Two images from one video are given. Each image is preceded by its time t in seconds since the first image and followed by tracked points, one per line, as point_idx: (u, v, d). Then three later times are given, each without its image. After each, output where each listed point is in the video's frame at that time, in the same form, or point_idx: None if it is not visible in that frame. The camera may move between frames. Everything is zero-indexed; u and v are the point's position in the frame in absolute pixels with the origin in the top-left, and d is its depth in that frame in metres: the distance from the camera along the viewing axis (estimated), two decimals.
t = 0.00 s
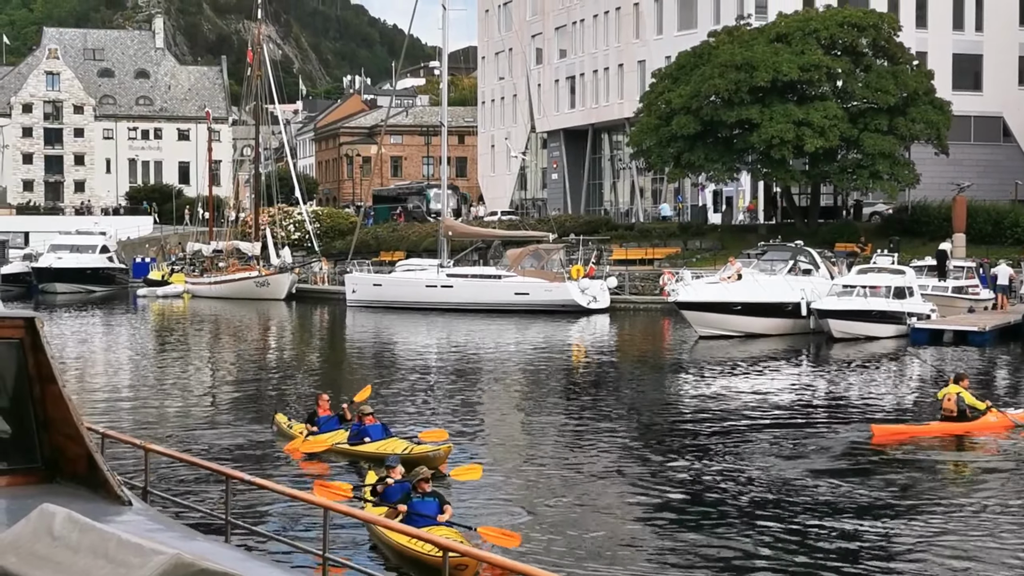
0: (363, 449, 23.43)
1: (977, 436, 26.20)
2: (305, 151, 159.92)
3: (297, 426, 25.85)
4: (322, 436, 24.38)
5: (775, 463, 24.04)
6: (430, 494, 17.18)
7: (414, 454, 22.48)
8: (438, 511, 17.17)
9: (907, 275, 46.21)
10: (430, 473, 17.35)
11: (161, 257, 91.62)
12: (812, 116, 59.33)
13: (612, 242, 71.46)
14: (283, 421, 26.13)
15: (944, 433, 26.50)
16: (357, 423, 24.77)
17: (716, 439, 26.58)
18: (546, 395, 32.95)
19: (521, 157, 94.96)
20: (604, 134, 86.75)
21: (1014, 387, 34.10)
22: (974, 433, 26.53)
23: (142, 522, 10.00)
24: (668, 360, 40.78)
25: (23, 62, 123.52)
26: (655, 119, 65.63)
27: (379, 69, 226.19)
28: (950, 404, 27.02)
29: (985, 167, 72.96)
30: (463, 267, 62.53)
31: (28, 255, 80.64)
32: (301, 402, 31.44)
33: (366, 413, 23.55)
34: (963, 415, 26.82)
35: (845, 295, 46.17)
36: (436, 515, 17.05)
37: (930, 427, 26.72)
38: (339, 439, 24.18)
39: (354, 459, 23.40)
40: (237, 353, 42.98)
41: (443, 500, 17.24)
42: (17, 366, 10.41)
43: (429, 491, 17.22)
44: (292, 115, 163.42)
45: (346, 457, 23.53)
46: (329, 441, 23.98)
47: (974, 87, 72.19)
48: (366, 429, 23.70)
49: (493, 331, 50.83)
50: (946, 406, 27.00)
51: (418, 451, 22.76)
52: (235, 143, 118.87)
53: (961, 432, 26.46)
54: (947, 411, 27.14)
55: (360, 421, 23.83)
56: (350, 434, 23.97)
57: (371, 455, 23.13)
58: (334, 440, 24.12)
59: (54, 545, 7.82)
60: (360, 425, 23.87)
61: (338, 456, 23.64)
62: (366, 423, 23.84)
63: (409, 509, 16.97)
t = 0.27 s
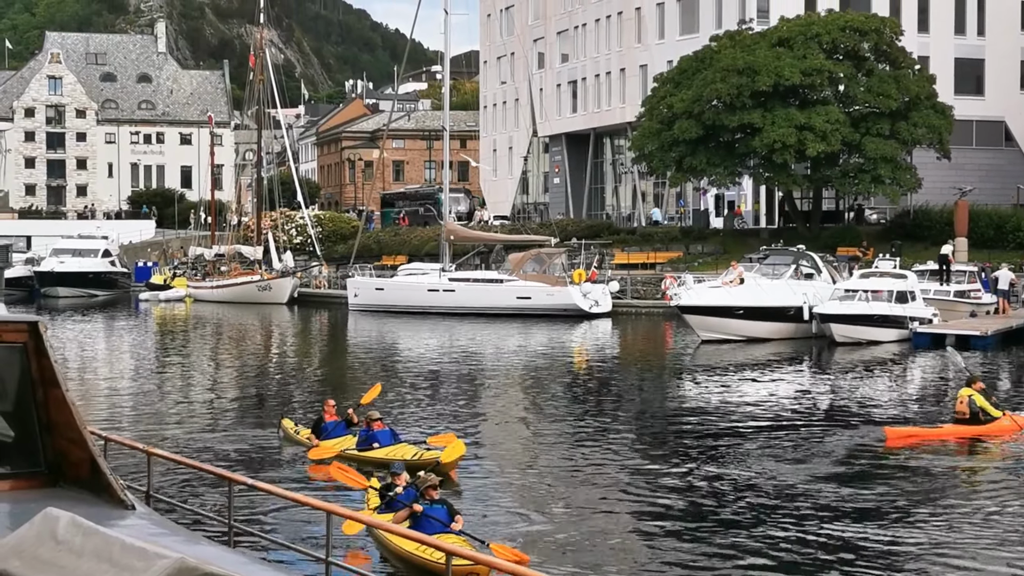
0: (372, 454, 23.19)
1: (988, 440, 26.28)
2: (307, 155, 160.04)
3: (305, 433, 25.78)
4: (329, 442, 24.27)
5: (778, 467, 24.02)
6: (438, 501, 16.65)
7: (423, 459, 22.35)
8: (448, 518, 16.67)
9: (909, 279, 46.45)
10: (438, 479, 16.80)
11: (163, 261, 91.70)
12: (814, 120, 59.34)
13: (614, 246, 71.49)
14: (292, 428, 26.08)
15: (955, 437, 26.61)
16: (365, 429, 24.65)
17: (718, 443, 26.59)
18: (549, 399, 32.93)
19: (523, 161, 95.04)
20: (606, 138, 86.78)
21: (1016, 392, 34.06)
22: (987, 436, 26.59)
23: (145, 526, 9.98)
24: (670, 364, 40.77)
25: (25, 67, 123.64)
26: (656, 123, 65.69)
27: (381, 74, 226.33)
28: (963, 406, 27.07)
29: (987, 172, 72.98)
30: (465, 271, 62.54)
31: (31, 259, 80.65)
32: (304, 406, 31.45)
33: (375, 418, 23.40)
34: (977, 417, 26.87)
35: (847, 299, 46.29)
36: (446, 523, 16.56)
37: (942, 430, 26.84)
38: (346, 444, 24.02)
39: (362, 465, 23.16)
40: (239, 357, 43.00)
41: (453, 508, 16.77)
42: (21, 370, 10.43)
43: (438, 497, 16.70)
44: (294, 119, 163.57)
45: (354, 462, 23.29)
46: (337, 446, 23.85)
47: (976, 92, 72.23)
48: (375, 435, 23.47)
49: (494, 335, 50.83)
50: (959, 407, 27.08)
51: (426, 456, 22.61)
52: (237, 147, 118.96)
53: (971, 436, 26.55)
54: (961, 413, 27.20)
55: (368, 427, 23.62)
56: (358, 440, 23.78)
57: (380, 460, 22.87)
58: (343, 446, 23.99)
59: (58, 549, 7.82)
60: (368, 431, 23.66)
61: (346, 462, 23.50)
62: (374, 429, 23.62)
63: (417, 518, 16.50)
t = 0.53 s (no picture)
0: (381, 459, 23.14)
1: (1006, 443, 26.62)
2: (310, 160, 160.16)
3: (310, 438, 25.79)
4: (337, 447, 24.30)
5: (779, 472, 24.00)
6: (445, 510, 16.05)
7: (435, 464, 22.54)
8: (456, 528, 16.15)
9: (912, 283, 46.33)
10: (442, 486, 16.11)
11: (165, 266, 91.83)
12: (816, 124, 59.35)
13: (616, 251, 71.50)
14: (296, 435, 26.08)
15: (972, 439, 26.87)
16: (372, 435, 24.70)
17: (720, 447, 26.59)
18: (551, 403, 32.94)
19: (525, 165, 95.11)
20: (608, 143, 86.82)
21: (1018, 396, 34.05)
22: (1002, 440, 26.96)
23: (148, 530, 9.95)
24: (672, 368, 40.73)
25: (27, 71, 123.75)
26: (658, 128, 65.73)
27: (383, 78, 226.54)
28: (977, 409, 27.42)
29: (989, 176, 72.98)
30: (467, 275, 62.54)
31: (33, 263, 80.73)
32: (305, 410, 31.47)
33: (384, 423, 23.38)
34: (992, 421, 27.24)
35: (850, 303, 46.14)
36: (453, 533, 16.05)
37: (958, 432, 27.09)
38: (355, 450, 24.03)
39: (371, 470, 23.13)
40: (241, 361, 43.02)
41: (460, 516, 16.20)
42: (24, 376, 10.38)
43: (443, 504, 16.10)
44: (296, 123, 163.71)
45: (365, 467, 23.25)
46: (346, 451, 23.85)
47: (978, 96, 72.25)
48: (384, 440, 23.43)
49: (496, 339, 50.83)
50: (974, 411, 27.43)
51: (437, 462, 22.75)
52: (239, 151, 119.05)
53: (987, 437, 26.89)
54: (975, 418, 27.53)
55: (378, 433, 23.56)
56: (366, 444, 23.77)
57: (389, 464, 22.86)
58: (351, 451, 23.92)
59: (62, 553, 7.82)
60: (377, 436, 23.60)
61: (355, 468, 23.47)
62: (383, 435, 23.57)
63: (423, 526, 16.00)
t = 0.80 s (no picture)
0: (389, 463, 22.70)
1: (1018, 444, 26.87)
2: (311, 162, 160.26)
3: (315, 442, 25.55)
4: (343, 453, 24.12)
5: (780, 475, 24.00)
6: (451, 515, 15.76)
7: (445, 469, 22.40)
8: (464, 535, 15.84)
9: (913, 286, 46.23)
10: (449, 491, 15.85)
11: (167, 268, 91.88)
12: (817, 127, 59.38)
13: (617, 253, 71.51)
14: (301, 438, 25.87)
15: (985, 440, 27.13)
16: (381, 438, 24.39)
17: (722, 450, 26.58)
18: (553, 405, 32.96)
19: (526, 168, 95.15)
20: (610, 145, 86.85)
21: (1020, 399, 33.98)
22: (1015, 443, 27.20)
23: (150, 533, 9.93)
24: (673, 371, 40.74)
25: (28, 74, 123.82)
26: (660, 130, 65.77)
27: (384, 81, 226.64)
28: (991, 411, 27.67)
29: (990, 180, 72.99)
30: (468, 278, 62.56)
31: (34, 266, 80.77)
32: (307, 413, 31.49)
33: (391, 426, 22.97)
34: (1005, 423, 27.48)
35: (851, 306, 46.13)
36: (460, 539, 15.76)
37: (970, 433, 27.37)
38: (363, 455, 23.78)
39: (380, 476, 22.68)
40: (242, 364, 43.00)
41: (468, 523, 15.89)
42: (26, 378, 10.34)
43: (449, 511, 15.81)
44: (297, 125, 163.82)
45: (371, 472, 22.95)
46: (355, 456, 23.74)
47: (979, 99, 72.26)
48: (393, 445, 22.97)
49: (497, 342, 50.83)
50: (986, 412, 27.71)
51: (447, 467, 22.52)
52: (240, 153, 119.11)
53: (998, 438, 27.23)
54: (989, 419, 27.79)
55: (386, 437, 23.08)
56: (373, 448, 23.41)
57: (398, 470, 22.42)
58: (360, 456, 23.85)
59: (65, 556, 7.82)
60: (385, 441, 23.13)
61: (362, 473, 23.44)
62: (392, 439, 23.08)
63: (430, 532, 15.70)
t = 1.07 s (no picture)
0: (399, 467, 22.76)
1: None
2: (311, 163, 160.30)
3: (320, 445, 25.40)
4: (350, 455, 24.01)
5: (782, 476, 23.98)
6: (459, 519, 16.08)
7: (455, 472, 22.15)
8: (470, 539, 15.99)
9: (914, 287, 46.32)
10: (458, 497, 16.17)
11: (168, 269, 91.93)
12: (818, 128, 59.38)
13: (617, 254, 71.48)
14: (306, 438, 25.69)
15: (994, 441, 27.20)
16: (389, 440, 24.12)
17: (723, 451, 26.58)
18: (553, 407, 32.96)
19: (527, 169, 95.17)
20: (610, 146, 86.86)
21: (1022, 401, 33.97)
22: None
23: (151, 534, 9.94)
24: (673, 372, 40.73)
25: (29, 75, 123.83)
26: (661, 131, 65.79)
27: (385, 82, 226.60)
28: (1005, 411, 27.64)
29: (991, 181, 72.97)
30: (469, 279, 62.54)
31: (35, 267, 80.76)
32: (307, 414, 31.47)
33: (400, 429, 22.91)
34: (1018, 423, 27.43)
35: (852, 308, 46.15)
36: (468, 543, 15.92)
37: (981, 433, 27.45)
38: (372, 457, 23.66)
39: (389, 478, 22.77)
40: (243, 365, 43.02)
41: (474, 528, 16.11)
42: (27, 380, 10.34)
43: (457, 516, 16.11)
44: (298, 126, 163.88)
45: (381, 475, 22.93)
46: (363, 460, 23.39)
47: (980, 100, 72.25)
48: (400, 447, 23.00)
49: (498, 343, 50.81)
50: (1000, 412, 27.70)
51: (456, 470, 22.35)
52: (241, 154, 119.12)
53: (1014, 438, 27.20)
54: (1003, 419, 27.76)
55: (394, 439, 23.12)
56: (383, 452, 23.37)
57: (408, 473, 22.46)
58: (368, 459, 23.55)
59: (68, 557, 7.82)
60: (394, 442, 23.16)
61: (372, 475, 23.02)
62: (400, 441, 23.11)
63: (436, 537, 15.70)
